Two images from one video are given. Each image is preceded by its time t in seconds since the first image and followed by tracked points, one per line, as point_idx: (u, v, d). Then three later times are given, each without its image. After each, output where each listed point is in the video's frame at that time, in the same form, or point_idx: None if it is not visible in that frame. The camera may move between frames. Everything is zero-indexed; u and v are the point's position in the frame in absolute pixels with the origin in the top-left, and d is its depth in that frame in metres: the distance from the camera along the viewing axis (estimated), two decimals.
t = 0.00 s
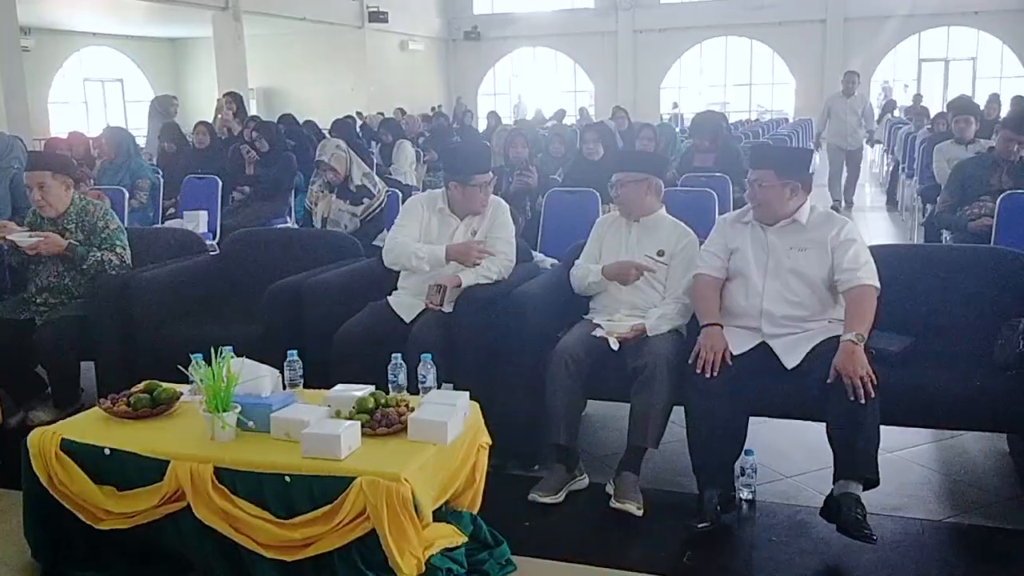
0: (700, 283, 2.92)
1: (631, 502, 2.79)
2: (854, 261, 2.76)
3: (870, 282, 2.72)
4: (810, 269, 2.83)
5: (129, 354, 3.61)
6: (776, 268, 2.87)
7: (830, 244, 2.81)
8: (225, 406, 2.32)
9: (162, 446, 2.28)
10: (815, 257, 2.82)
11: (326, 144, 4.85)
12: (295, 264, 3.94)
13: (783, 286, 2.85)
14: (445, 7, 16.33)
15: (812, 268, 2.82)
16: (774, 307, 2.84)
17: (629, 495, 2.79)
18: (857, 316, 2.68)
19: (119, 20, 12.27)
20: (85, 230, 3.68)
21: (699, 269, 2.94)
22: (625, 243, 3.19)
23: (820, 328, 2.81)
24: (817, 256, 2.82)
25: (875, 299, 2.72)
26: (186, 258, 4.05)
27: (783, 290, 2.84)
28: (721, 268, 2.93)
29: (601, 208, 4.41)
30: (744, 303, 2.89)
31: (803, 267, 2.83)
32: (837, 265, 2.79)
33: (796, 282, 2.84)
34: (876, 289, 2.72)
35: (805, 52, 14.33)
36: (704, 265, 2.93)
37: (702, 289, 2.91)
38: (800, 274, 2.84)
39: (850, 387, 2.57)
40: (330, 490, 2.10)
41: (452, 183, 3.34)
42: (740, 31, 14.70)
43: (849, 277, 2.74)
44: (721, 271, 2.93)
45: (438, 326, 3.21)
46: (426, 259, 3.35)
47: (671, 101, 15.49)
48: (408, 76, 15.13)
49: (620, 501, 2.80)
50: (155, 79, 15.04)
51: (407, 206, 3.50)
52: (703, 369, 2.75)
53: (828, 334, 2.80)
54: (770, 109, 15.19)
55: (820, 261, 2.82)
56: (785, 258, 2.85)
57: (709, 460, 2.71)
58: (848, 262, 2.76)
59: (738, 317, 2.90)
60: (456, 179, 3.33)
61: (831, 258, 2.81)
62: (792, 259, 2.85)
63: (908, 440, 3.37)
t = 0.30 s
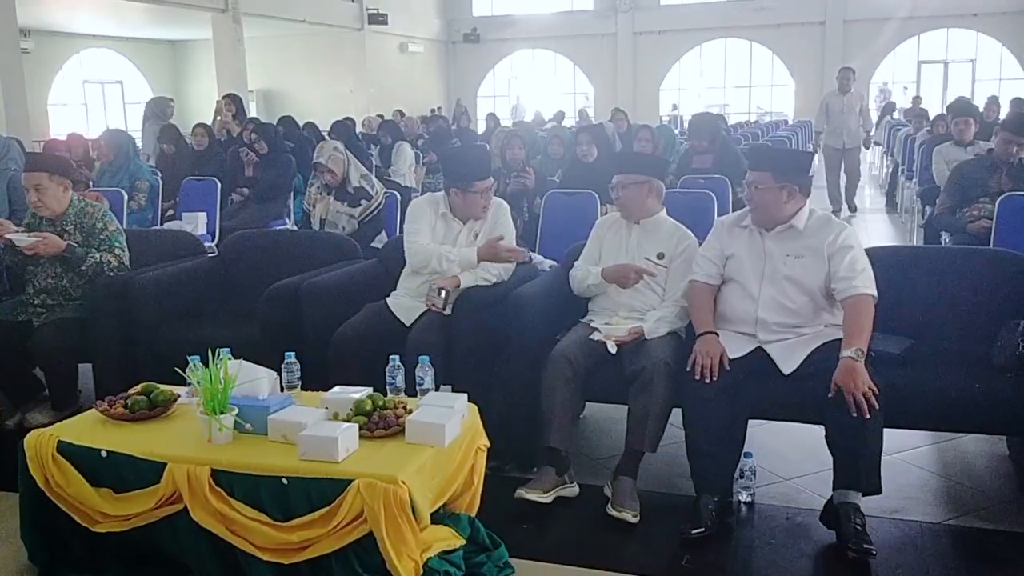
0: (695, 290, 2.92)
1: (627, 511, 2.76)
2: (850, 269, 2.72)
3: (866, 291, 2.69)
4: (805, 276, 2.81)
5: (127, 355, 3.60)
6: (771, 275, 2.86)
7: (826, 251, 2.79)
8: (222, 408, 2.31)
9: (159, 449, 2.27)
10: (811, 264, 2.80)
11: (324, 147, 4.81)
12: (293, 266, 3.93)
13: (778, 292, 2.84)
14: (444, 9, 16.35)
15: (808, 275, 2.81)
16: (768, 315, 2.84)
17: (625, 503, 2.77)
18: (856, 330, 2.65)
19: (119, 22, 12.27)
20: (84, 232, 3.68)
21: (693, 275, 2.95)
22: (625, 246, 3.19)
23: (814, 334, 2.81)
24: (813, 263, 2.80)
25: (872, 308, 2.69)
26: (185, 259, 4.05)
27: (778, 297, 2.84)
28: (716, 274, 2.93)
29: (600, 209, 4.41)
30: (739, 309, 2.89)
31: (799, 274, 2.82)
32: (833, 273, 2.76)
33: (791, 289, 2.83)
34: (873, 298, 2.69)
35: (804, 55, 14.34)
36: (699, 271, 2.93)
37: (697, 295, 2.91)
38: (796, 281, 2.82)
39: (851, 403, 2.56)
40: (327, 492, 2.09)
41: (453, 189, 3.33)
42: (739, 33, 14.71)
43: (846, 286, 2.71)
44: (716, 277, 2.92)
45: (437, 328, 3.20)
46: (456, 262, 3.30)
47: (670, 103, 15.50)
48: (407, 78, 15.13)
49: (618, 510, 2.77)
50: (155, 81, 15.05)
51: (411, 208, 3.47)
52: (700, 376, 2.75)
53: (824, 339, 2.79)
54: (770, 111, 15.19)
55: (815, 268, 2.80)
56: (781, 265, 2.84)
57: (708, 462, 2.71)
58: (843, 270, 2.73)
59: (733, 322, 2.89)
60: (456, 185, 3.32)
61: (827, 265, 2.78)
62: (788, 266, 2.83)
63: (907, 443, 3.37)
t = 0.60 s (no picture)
0: (690, 295, 2.91)
1: (626, 513, 2.76)
2: (843, 278, 2.68)
3: (859, 302, 2.65)
4: (800, 283, 2.78)
5: (127, 356, 3.60)
6: (766, 281, 2.83)
7: (820, 259, 2.74)
8: (222, 410, 2.31)
9: (158, 451, 2.27)
10: (805, 272, 2.77)
11: (325, 148, 4.78)
12: (294, 267, 3.93)
13: (772, 298, 2.82)
14: (445, 10, 16.36)
15: (802, 283, 2.78)
16: (763, 322, 2.82)
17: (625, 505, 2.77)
18: (850, 347, 2.60)
19: (119, 24, 12.27)
20: (84, 233, 3.67)
21: (687, 279, 2.94)
22: (627, 248, 3.18)
23: (808, 341, 2.79)
24: (807, 271, 2.76)
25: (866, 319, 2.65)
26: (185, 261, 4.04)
27: (773, 303, 2.82)
28: (711, 278, 2.92)
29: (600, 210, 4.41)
30: (735, 314, 2.87)
31: (792, 281, 2.79)
32: (827, 281, 2.72)
33: (786, 295, 2.81)
34: (866, 309, 2.66)
35: (804, 56, 14.33)
36: (693, 276, 2.92)
37: (692, 300, 2.91)
38: (790, 289, 2.80)
39: (855, 421, 2.54)
40: (327, 494, 2.09)
41: (456, 191, 3.32)
42: (740, 34, 14.71)
43: (839, 296, 2.67)
44: (711, 281, 2.92)
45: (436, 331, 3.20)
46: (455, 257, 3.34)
47: (670, 104, 15.51)
48: (408, 80, 15.14)
49: (618, 511, 2.77)
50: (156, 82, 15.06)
51: (415, 210, 3.48)
52: (703, 379, 2.74)
53: (818, 344, 2.78)
54: (770, 112, 15.19)
55: (809, 276, 2.77)
56: (775, 272, 2.81)
57: (708, 465, 2.70)
58: (837, 279, 2.69)
59: (730, 327, 2.89)
60: (460, 187, 3.31)
61: (821, 273, 2.74)
62: (782, 273, 2.80)
63: (908, 445, 3.36)
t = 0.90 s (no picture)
0: (689, 296, 2.91)
1: (624, 513, 2.76)
2: (842, 279, 2.67)
3: (859, 305, 2.64)
4: (799, 285, 2.77)
5: (129, 357, 3.61)
6: (765, 283, 2.82)
7: (819, 260, 2.74)
8: (224, 410, 2.31)
9: (160, 451, 2.27)
10: (804, 273, 2.76)
11: (328, 149, 4.78)
12: (296, 268, 3.92)
13: (772, 299, 2.81)
14: (447, 11, 16.37)
15: (801, 285, 2.77)
16: (761, 325, 2.82)
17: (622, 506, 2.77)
18: (852, 349, 2.59)
19: (122, 24, 12.29)
20: (86, 234, 3.68)
21: (685, 280, 2.94)
22: (632, 250, 3.18)
23: (808, 343, 2.78)
24: (805, 272, 2.76)
25: (866, 321, 2.64)
26: (186, 262, 4.05)
27: (772, 305, 2.81)
28: (709, 280, 2.91)
29: (602, 211, 4.41)
30: (734, 316, 2.87)
31: (791, 283, 2.78)
32: (825, 282, 2.71)
33: (785, 297, 2.80)
34: (866, 311, 2.65)
35: (806, 56, 14.33)
36: (691, 277, 2.91)
37: (691, 301, 2.91)
38: (789, 290, 2.79)
39: (859, 423, 2.54)
40: (329, 495, 2.09)
41: (452, 190, 3.32)
42: (742, 35, 14.71)
43: (838, 298, 2.66)
44: (711, 282, 2.91)
45: (437, 332, 3.19)
46: (406, 269, 3.33)
47: (672, 105, 15.51)
48: (410, 80, 15.15)
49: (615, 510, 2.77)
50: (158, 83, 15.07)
51: (406, 212, 3.47)
52: (704, 379, 2.74)
53: (818, 347, 2.77)
54: (772, 112, 15.18)
55: (808, 277, 2.76)
56: (773, 274, 2.80)
57: (710, 467, 2.70)
58: (835, 280, 2.68)
59: (730, 329, 2.88)
60: (456, 186, 3.30)
61: (820, 274, 2.73)
62: (780, 275, 2.79)
63: (911, 446, 3.36)
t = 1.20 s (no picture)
0: (697, 297, 2.91)
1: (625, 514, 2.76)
2: (851, 279, 2.67)
3: (868, 305, 2.63)
4: (808, 285, 2.77)
5: (138, 358, 3.62)
6: (773, 284, 2.82)
7: (828, 260, 2.73)
8: (232, 410, 2.31)
9: (169, 451, 2.28)
10: (812, 274, 2.75)
11: (337, 150, 4.83)
12: (304, 269, 3.93)
13: (781, 300, 2.81)
14: (454, 11, 16.38)
15: (810, 285, 2.76)
16: (771, 326, 2.81)
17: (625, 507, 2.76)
18: (861, 350, 2.58)
19: (130, 26, 12.31)
20: (95, 235, 3.69)
21: (693, 281, 2.93)
22: (641, 250, 3.18)
23: (817, 344, 2.77)
24: (814, 273, 2.75)
25: (875, 322, 2.63)
26: (194, 263, 4.06)
27: (781, 305, 2.80)
28: (718, 281, 2.91)
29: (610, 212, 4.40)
30: (743, 316, 2.87)
31: (800, 284, 2.78)
32: (834, 283, 2.71)
33: (794, 298, 2.80)
34: (875, 311, 2.63)
35: (814, 56, 14.29)
36: (699, 278, 2.91)
37: (699, 302, 2.91)
38: (798, 291, 2.79)
39: (869, 424, 2.53)
40: (337, 495, 2.09)
41: (446, 190, 3.32)
42: (749, 35, 14.67)
43: (847, 299, 2.65)
44: (718, 282, 2.91)
45: (445, 333, 3.19)
46: (404, 251, 3.43)
47: (680, 104, 15.48)
48: (417, 81, 15.17)
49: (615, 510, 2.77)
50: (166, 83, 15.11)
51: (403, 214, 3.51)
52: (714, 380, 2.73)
53: (827, 347, 2.76)
54: (780, 112, 15.15)
55: (817, 277, 2.75)
56: (782, 275, 2.80)
57: (718, 468, 2.70)
58: (844, 281, 2.67)
59: (738, 329, 2.87)
60: (448, 186, 3.31)
61: (830, 275, 2.72)
62: (789, 276, 2.79)
63: (920, 447, 3.34)
